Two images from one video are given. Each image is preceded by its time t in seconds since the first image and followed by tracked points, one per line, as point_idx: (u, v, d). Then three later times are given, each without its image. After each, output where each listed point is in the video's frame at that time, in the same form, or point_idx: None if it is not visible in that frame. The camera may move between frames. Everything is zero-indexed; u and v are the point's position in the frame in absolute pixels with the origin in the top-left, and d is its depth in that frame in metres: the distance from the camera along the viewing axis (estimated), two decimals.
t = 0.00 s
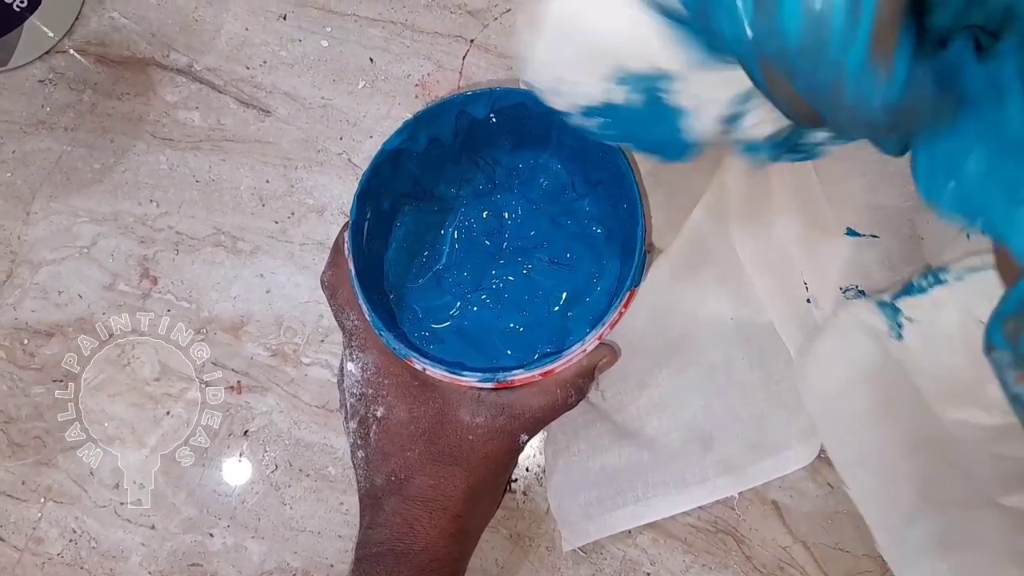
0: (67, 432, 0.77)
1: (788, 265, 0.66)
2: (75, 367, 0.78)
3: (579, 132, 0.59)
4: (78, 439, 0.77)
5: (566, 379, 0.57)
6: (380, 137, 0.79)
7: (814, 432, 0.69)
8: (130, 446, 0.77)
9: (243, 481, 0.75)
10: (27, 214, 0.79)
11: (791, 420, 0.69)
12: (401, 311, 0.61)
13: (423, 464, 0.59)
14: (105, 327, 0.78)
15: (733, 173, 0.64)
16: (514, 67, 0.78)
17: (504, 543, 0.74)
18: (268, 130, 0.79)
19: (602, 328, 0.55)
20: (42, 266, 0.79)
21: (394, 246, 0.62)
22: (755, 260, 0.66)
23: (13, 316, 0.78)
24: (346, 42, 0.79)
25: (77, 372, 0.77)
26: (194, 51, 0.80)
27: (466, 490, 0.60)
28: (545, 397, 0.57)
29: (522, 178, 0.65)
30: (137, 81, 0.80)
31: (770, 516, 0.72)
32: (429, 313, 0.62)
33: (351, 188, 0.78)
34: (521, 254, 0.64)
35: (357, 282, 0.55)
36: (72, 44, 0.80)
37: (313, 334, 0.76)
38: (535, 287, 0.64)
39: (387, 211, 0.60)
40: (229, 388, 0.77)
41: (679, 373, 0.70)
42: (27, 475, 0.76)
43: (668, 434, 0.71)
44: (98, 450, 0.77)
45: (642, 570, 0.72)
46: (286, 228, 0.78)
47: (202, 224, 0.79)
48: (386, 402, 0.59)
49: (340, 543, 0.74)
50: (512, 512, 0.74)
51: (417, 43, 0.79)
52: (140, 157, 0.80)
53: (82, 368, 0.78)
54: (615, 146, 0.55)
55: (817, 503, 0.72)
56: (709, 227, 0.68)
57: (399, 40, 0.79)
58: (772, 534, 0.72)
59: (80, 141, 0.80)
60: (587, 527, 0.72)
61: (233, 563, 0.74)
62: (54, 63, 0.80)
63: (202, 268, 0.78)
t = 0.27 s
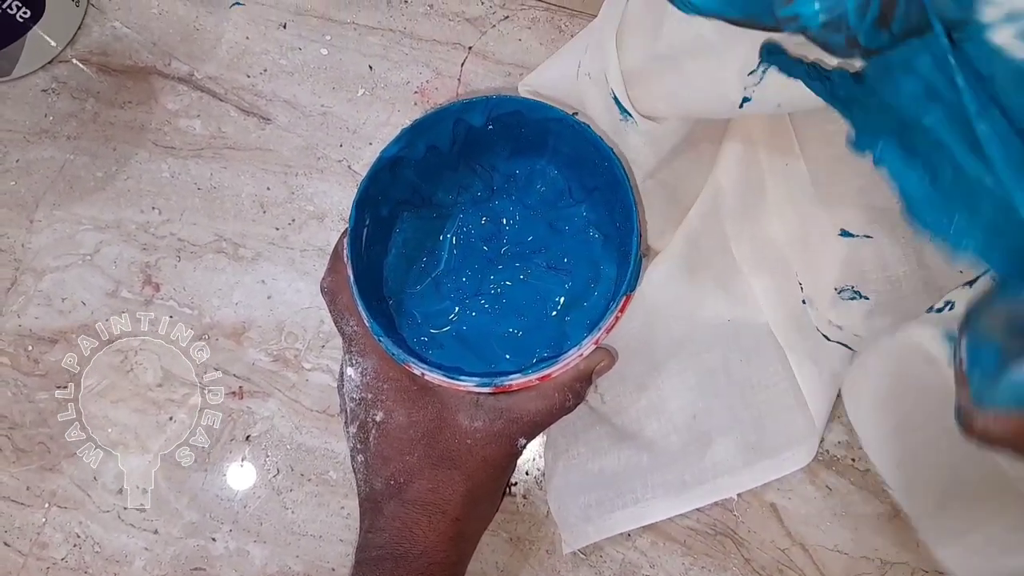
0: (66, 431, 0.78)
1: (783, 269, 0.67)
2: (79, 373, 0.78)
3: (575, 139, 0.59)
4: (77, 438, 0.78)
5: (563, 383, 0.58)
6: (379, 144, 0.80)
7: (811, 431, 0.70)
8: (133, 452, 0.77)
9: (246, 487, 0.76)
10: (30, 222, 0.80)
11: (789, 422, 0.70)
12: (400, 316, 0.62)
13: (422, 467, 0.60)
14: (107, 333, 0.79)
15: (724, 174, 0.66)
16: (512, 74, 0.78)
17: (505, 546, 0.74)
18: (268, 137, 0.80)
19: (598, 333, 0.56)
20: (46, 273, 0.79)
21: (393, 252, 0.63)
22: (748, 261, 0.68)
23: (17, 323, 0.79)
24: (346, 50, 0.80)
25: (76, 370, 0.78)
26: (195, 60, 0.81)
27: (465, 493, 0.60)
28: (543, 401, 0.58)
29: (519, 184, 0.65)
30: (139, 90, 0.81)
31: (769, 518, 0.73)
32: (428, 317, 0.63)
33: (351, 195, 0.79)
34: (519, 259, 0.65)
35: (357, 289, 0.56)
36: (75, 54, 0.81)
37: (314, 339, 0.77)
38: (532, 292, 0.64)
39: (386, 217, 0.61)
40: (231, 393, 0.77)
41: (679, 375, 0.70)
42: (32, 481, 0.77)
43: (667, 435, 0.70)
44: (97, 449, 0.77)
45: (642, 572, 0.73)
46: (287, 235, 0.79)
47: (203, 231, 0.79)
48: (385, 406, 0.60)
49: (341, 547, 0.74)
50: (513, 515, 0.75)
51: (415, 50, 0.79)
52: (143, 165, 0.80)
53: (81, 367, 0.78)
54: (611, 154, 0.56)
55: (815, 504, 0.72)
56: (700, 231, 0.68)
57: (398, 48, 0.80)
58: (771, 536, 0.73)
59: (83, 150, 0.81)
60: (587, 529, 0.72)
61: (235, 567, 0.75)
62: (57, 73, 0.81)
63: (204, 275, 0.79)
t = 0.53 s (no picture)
0: (66, 432, 0.78)
1: (779, 270, 0.68)
2: (78, 380, 0.79)
3: (571, 145, 0.60)
4: (77, 439, 0.78)
5: (559, 388, 0.58)
6: (376, 149, 0.80)
7: (810, 434, 0.70)
8: (132, 458, 0.78)
9: (247, 493, 0.76)
10: (30, 230, 0.80)
11: (784, 424, 0.70)
12: (396, 322, 0.62)
13: (418, 473, 0.60)
14: (107, 340, 0.79)
15: (720, 179, 0.67)
16: (509, 79, 0.79)
17: (503, 550, 0.74)
18: (266, 144, 0.80)
19: (594, 337, 0.57)
20: (45, 281, 0.80)
21: (390, 259, 0.63)
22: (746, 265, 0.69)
23: (17, 331, 0.79)
24: (343, 56, 0.80)
25: (76, 369, 0.79)
26: (193, 67, 0.81)
27: (462, 499, 0.60)
28: (539, 406, 0.58)
29: (515, 189, 0.66)
30: (138, 98, 0.81)
31: (767, 521, 0.73)
32: (425, 323, 0.63)
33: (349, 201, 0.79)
34: (515, 264, 0.65)
35: (353, 295, 0.56)
36: (74, 62, 0.81)
37: (312, 345, 0.77)
38: (529, 297, 0.64)
39: (382, 224, 0.61)
40: (230, 400, 0.78)
41: (676, 378, 0.70)
42: (32, 487, 0.77)
43: (664, 438, 0.71)
44: (98, 449, 0.78)
45: None
46: (285, 241, 0.79)
47: (202, 237, 0.80)
48: (382, 412, 0.60)
49: (340, 552, 0.75)
50: (511, 520, 0.75)
51: (412, 57, 0.80)
52: (142, 172, 0.81)
53: (81, 367, 0.79)
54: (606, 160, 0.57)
55: (813, 507, 0.72)
56: (698, 235, 0.69)
57: (395, 54, 0.80)
58: (769, 539, 0.73)
59: (82, 158, 0.81)
60: (585, 531, 0.72)
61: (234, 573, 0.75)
62: (57, 81, 0.81)
63: (203, 281, 0.79)
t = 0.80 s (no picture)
0: (66, 432, 0.78)
1: (775, 272, 0.67)
2: (80, 384, 0.79)
3: (567, 149, 0.60)
4: (77, 438, 0.78)
5: (558, 391, 0.58)
6: (375, 153, 0.80)
7: (808, 435, 0.70)
8: (134, 462, 0.78)
9: (248, 496, 0.76)
10: (31, 235, 0.81)
11: (782, 425, 0.70)
12: (396, 324, 0.62)
13: (418, 476, 0.61)
14: (108, 344, 0.79)
15: (716, 182, 0.67)
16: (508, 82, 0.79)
17: (504, 552, 0.75)
18: (266, 148, 0.81)
19: (591, 340, 0.57)
20: (46, 285, 0.80)
21: (389, 262, 0.63)
22: (743, 268, 0.68)
23: (19, 336, 0.79)
24: (342, 60, 0.81)
25: (76, 369, 0.79)
26: (192, 72, 0.82)
27: (461, 501, 0.61)
28: (538, 409, 0.59)
29: (513, 193, 0.66)
30: (137, 102, 0.82)
31: (766, 521, 0.73)
32: (424, 326, 0.64)
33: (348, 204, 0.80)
34: (514, 267, 0.66)
35: (351, 300, 0.56)
36: (74, 67, 0.82)
37: (312, 348, 0.78)
38: (527, 300, 0.65)
39: (381, 228, 0.61)
40: (231, 403, 0.78)
41: (675, 380, 0.71)
42: (34, 491, 0.78)
43: (663, 440, 0.71)
44: (97, 449, 0.78)
45: None
46: (285, 245, 0.79)
47: (202, 241, 0.80)
48: (381, 415, 0.60)
49: (341, 554, 0.75)
50: (511, 521, 0.75)
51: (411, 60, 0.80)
52: (142, 177, 0.81)
53: (81, 368, 0.79)
54: (602, 161, 0.57)
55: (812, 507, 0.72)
56: (695, 238, 0.69)
57: (394, 58, 0.80)
58: (768, 539, 0.73)
59: (82, 163, 0.81)
60: (586, 534, 0.72)
61: None
62: (57, 86, 0.82)
63: (203, 285, 0.80)
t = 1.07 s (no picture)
0: (66, 432, 0.79)
1: (773, 274, 0.66)
2: (82, 392, 0.80)
3: (563, 156, 0.61)
4: (77, 438, 0.79)
5: (555, 396, 0.59)
6: (374, 159, 0.81)
7: (806, 436, 0.71)
8: (137, 469, 0.78)
9: (249, 502, 0.77)
10: (34, 244, 0.81)
11: (780, 427, 0.71)
12: (394, 331, 0.63)
13: (417, 481, 0.61)
14: (109, 352, 0.80)
15: (712, 183, 0.67)
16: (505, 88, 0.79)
17: (504, 556, 0.75)
18: (265, 156, 0.81)
19: (587, 346, 0.57)
20: (49, 294, 0.81)
21: (387, 269, 0.64)
22: (739, 270, 0.68)
23: (21, 344, 0.80)
24: (340, 68, 0.81)
25: (76, 371, 0.80)
26: (192, 81, 0.82)
27: (459, 506, 0.62)
28: (535, 414, 0.59)
29: (510, 199, 0.67)
30: (138, 112, 0.82)
31: (765, 524, 0.73)
32: (422, 332, 0.64)
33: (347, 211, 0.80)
34: (511, 273, 0.67)
35: (349, 307, 0.57)
36: (75, 77, 0.82)
37: (312, 354, 0.78)
38: (525, 305, 0.65)
39: (379, 235, 0.62)
40: (232, 409, 0.78)
41: (674, 383, 0.71)
42: (38, 499, 0.78)
43: (663, 443, 0.71)
44: (97, 449, 0.79)
45: None
46: (285, 252, 0.80)
47: (202, 249, 0.81)
48: (380, 421, 0.62)
49: (342, 559, 0.75)
50: (511, 525, 0.76)
51: (408, 68, 0.80)
52: (143, 186, 0.82)
53: (81, 368, 0.80)
54: (596, 167, 0.58)
55: (811, 510, 0.72)
56: (691, 239, 0.69)
57: (392, 65, 0.81)
58: (767, 542, 0.73)
59: (84, 172, 0.82)
60: (585, 536, 0.73)
61: None
62: (58, 97, 0.82)
63: (204, 293, 0.80)
